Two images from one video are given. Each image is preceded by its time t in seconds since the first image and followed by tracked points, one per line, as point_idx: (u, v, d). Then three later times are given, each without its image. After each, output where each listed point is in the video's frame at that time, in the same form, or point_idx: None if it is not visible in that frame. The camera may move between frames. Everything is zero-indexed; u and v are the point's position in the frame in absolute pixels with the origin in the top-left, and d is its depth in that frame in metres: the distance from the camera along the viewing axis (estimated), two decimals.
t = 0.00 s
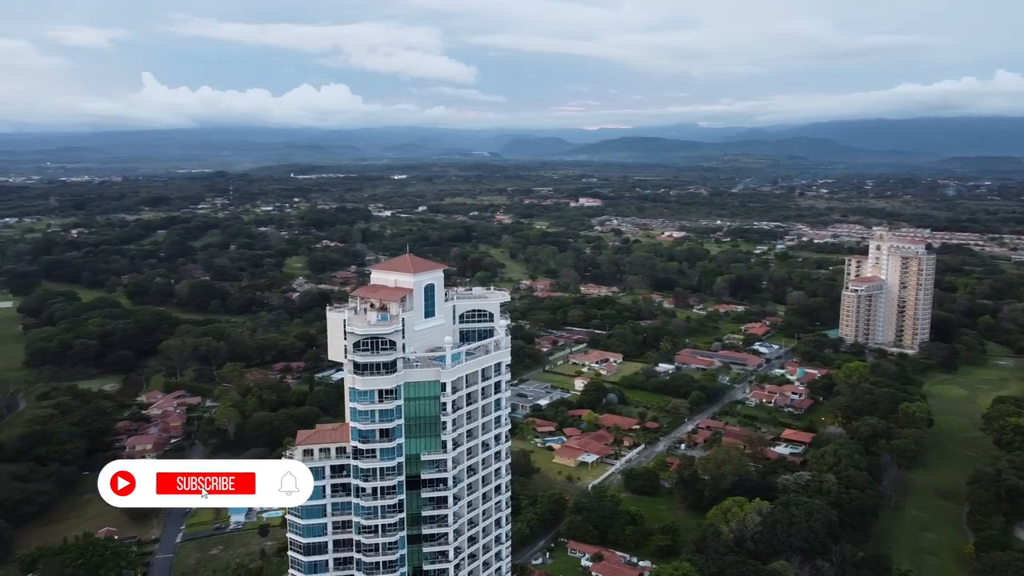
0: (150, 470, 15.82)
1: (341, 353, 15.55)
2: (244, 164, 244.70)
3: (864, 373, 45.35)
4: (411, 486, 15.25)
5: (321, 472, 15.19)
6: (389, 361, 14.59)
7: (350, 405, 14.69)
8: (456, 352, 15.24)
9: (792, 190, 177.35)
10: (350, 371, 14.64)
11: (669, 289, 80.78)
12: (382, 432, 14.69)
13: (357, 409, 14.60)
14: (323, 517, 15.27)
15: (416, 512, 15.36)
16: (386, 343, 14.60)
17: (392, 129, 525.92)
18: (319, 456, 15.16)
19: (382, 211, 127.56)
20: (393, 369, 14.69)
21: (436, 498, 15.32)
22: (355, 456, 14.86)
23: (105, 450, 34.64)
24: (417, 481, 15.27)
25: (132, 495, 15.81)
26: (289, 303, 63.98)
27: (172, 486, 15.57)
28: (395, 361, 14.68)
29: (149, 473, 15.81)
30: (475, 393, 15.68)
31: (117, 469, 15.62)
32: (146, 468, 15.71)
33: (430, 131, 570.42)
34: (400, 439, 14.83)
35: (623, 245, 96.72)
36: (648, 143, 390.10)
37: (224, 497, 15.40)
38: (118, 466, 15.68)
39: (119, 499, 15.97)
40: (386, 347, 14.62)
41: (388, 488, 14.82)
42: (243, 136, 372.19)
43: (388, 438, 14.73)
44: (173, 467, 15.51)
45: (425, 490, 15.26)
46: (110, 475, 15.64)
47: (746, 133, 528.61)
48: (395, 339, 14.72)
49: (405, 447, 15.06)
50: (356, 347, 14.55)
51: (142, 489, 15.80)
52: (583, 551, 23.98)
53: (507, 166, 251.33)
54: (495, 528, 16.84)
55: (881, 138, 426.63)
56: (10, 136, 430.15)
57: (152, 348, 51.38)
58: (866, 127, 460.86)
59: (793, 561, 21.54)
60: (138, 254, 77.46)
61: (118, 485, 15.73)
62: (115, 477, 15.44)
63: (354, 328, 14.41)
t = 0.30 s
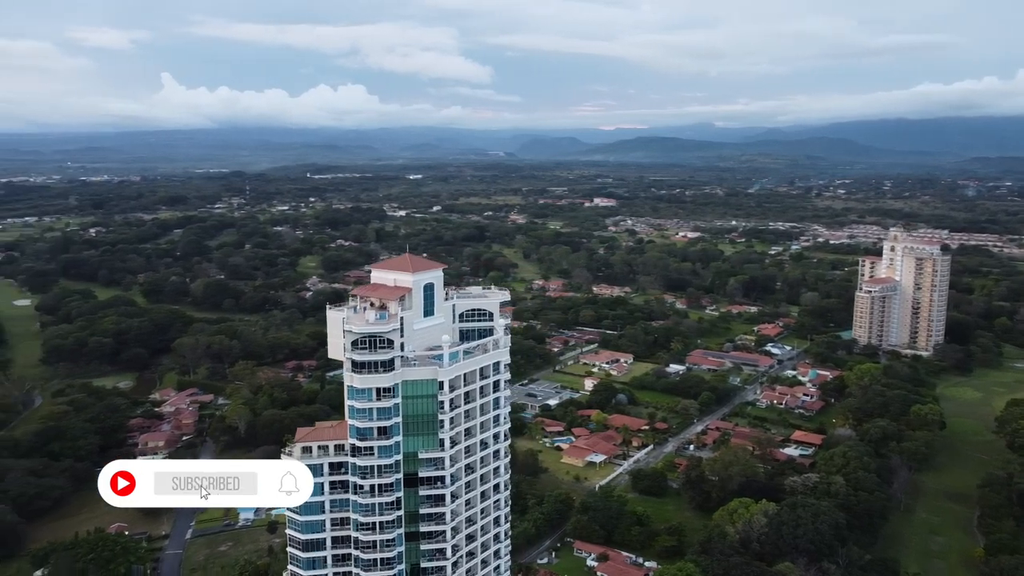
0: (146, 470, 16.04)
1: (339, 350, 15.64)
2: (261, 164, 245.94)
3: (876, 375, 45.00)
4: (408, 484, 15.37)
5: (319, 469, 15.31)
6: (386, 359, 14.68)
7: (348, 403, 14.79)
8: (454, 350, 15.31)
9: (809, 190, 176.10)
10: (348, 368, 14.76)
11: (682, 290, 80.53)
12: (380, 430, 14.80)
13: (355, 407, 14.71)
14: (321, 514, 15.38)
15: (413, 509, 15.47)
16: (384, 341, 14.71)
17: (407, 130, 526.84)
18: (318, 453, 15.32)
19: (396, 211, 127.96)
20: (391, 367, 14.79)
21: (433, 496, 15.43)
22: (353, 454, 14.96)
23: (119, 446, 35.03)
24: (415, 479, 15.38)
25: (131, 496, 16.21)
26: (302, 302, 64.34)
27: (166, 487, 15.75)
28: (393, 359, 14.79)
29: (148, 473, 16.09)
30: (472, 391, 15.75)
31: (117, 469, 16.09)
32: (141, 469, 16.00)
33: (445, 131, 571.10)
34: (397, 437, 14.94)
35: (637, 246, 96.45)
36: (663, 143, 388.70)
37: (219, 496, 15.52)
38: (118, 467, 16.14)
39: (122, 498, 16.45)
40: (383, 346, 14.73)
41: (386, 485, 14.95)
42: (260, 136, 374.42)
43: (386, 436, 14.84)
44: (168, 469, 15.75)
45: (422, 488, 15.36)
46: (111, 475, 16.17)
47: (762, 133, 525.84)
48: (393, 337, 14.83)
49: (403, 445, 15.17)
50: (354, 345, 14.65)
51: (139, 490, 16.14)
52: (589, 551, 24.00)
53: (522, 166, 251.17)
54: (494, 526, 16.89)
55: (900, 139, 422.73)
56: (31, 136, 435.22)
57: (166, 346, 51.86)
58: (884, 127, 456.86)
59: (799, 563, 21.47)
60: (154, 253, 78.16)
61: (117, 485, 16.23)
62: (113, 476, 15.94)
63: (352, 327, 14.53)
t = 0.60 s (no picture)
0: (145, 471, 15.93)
1: (339, 349, 15.77)
2: (278, 164, 247.45)
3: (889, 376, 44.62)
4: (406, 481, 15.46)
5: (319, 466, 15.51)
6: (384, 357, 14.80)
7: (346, 400, 14.91)
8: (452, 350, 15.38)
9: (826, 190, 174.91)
10: (346, 366, 14.89)
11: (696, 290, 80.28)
12: (377, 428, 14.93)
13: (353, 405, 14.83)
14: (320, 511, 15.55)
15: (411, 507, 15.57)
16: (382, 339, 14.81)
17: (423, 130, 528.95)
18: (317, 450, 15.51)
19: (410, 211, 128.35)
20: (388, 366, 14.89)
21: (431, 494, 15.53)
22: (350, 452, 15.10)
23: (131, 443, 35.40)
24: (412, 476, 15.46)
25: (130, 497, 16.12)
26: (314, 301, 64.70)
27: (164, 488, 15.65)
28: (391, 357, 14.89)
29: (148, 473, 15.96)
30: (470, 390, 15.81)
31: (118, 470, 16.06)
32: (141, 470, 15.92)
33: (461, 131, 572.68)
34: (394, 435, 15.06)
35: (651, 246, 96.20)
36: (679, 143, 387.46)
37: (219, 497, 15.35)
38: (119, 468, 16.09)
39: (120, 498, 16.36)
40: (381, 344, 14.82)
41: (383, 483, 15.08)
42: (277, 137, 377.02)
43: (383, 434, 14.97)
44: (166, 470, 15.65)
45: (420, 486, 15.46)
46: (112, 476, 16.10)
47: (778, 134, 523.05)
48: (391, 336, 14.93)
49: (401, 443, 15.28)
50: (352, 344, 14.76)
51: (138, 491, 16.00)
52: (595, 551, 24.01)
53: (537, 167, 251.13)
54: (493, 524, 16.96)
55: (918, 138, 419.05)
56: (57, 135, 440.50)
57: (179, 344, 52.29)
58: (903, 127, 452.92)
59: (804, 564, 21.39)
60: (169, 252, 78.83)
61: (117, 485, 16.18)
62: (113, 477, 15.89)
63: (350, 325, 14.66)
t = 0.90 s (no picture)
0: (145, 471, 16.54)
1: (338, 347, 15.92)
2: (294, 164, 248.51)
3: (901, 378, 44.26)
4: (403, 479, 15.54)
5: (316, 463, 15.58)
6: (381, 355, 14.90)
7: (344, 398, 15.04)
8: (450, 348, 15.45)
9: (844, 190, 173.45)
10: (344, 364, 15.01)
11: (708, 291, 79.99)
12: (375, 426, 15.04)
13: (350, 403, 14.96)
14: (318, 507, 15.66)
15: (409, 504, 15.65)
16: (380, 338, 14.89)
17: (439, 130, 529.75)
18: (315, 447, 15.59)
19: (424, 211, 128.61)
20: (385, 364, 15.00)
21: (428, 491, 15.59)
22: (349, 449, 15.20)
23: (142, 439, 35.83)
24: (410, 474, 15.54)
25: (132, 495, 16.85)
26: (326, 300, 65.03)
27: (165, 487, 16.26)
28: (388, 355, 14.99)
29: (148, 473, 16.62)
30: (468, 388, 15.87)
31: (117, 470, 16.77)
32: (140, 470, 16.55)
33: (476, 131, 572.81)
34: (392, 433, 15.17)
35: (665, 246, 95.86)
36: (695, 142, 385.79)
37: (218, 496, 15.96)
38: (118, 468, 16.77)
39: (122, 497, 17.06)
40: (379, 342, 14.91)
41: (381, 480, 15.21)
42: (294, 137, 379.05)
43: (381, 432, 15.09)
44: (167, 470, 16.25)
45: (417, 483, 15.53)
46: (112, 476, 16.87)
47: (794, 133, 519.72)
48: (389, 334, 15.01)
49: (398, 441, 15.37)
50: (350, 342, 14.86)
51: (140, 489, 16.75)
52: (600, 551, 24.04)
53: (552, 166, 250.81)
54: (491, 523, 16.99)
55: (937, 138, 414.96)
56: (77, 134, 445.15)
57: (192, 342, 52.82)
58: (921, 127, 448.63)
59: (809, 566, 21.32)
60: (184, 251, 79.50)
61: (119, 484, 16.90)
62: (113, 477, 16.62)
63: (348, 323, 14.75)
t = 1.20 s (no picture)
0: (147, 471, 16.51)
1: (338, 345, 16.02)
2: (310, 164, 249.64)
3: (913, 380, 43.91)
4: (401, 476, 15.63)
5: (315, 460, 15.74)
6: (379, 353, 14.98)
7: (342, 396, 15.15)
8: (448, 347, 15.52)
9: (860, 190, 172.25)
10: (343, 362, 15.10)
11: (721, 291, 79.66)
12: (372, 423, 15.15)
13: (349, 401, 15.07)
14: (316, 505, 15.79)
15: (406, 502, 15.73)
16: (378, 336, 14.97)
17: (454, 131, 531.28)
18: (313, 444, 15.76)
19: (437, 211, 128.91)
20: (383, 362, 15.07)
21: (426, 489, 15.66)
22: (347, 446, 15.34)
23: (154, 437, 36.18)
24: (407, 472, 15.62)
25: (133, 496, 16.81)
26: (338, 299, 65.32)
27: (164, 488, 16.15)
28: (386, 353, 15.07)
29: (148, 474, 16.56)
30: (466, 386, 15.95)
31: (118, 470, 16.82)
32: (142, 470, 16.55)
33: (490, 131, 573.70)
34: (390, 431, 15.26)
35: (678, 247, 95.57)
36: (710, 142, 384.41)
37: (219, 497, 15.89)
38: (120, 468, 16.77)
39: (121, 498, 17.00)
40: (377, 341, 14.98)
41: (378, 478, 15.32)
42: (310, 137, 381.14)
43: (379, 429, 15.19)
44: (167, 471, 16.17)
45: (415, 481, 15.61)
46: (112, 475, 16.87)
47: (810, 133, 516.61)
48: (387, 333, 15.08)
49: (396, 439, 15.46)
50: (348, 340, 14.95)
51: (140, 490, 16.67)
52: (605, 551, 24.01)
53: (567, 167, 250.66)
54: (490, 521, 17.05)
55: (955, 138, 411.21)
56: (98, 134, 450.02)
57: (205, 340, 53.19)
58: (939, 127, 444.66)
59: (814, 568, 21.24)
60: (199, 250, 80.06)
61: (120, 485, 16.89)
62: (115, 476, 16.63)
63: (345, 322, 14.84)
